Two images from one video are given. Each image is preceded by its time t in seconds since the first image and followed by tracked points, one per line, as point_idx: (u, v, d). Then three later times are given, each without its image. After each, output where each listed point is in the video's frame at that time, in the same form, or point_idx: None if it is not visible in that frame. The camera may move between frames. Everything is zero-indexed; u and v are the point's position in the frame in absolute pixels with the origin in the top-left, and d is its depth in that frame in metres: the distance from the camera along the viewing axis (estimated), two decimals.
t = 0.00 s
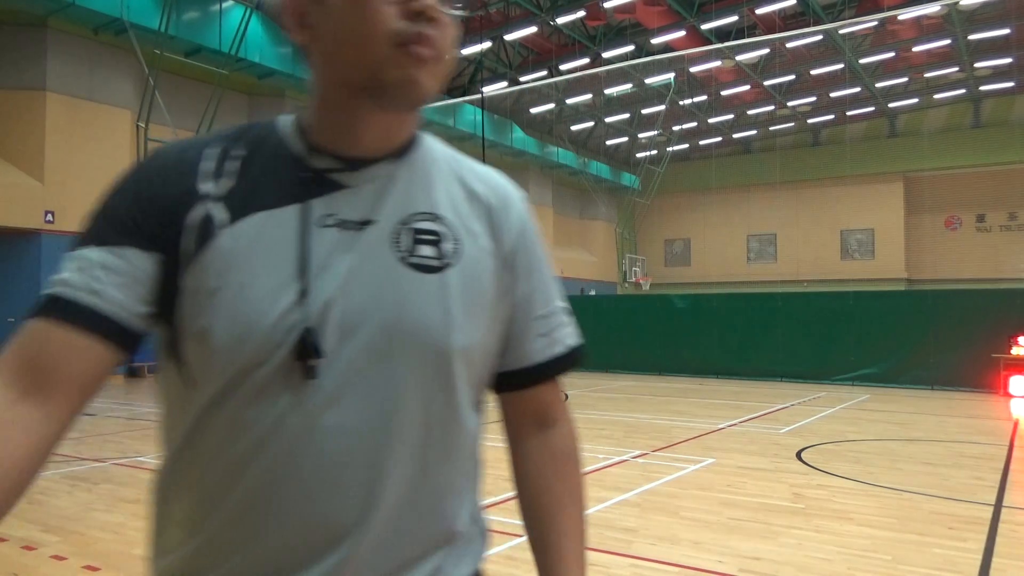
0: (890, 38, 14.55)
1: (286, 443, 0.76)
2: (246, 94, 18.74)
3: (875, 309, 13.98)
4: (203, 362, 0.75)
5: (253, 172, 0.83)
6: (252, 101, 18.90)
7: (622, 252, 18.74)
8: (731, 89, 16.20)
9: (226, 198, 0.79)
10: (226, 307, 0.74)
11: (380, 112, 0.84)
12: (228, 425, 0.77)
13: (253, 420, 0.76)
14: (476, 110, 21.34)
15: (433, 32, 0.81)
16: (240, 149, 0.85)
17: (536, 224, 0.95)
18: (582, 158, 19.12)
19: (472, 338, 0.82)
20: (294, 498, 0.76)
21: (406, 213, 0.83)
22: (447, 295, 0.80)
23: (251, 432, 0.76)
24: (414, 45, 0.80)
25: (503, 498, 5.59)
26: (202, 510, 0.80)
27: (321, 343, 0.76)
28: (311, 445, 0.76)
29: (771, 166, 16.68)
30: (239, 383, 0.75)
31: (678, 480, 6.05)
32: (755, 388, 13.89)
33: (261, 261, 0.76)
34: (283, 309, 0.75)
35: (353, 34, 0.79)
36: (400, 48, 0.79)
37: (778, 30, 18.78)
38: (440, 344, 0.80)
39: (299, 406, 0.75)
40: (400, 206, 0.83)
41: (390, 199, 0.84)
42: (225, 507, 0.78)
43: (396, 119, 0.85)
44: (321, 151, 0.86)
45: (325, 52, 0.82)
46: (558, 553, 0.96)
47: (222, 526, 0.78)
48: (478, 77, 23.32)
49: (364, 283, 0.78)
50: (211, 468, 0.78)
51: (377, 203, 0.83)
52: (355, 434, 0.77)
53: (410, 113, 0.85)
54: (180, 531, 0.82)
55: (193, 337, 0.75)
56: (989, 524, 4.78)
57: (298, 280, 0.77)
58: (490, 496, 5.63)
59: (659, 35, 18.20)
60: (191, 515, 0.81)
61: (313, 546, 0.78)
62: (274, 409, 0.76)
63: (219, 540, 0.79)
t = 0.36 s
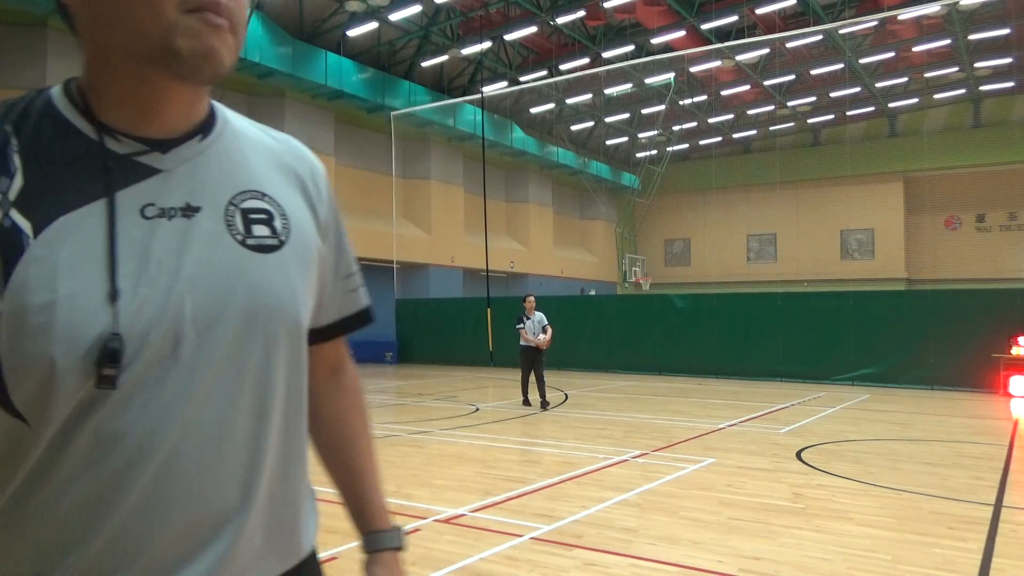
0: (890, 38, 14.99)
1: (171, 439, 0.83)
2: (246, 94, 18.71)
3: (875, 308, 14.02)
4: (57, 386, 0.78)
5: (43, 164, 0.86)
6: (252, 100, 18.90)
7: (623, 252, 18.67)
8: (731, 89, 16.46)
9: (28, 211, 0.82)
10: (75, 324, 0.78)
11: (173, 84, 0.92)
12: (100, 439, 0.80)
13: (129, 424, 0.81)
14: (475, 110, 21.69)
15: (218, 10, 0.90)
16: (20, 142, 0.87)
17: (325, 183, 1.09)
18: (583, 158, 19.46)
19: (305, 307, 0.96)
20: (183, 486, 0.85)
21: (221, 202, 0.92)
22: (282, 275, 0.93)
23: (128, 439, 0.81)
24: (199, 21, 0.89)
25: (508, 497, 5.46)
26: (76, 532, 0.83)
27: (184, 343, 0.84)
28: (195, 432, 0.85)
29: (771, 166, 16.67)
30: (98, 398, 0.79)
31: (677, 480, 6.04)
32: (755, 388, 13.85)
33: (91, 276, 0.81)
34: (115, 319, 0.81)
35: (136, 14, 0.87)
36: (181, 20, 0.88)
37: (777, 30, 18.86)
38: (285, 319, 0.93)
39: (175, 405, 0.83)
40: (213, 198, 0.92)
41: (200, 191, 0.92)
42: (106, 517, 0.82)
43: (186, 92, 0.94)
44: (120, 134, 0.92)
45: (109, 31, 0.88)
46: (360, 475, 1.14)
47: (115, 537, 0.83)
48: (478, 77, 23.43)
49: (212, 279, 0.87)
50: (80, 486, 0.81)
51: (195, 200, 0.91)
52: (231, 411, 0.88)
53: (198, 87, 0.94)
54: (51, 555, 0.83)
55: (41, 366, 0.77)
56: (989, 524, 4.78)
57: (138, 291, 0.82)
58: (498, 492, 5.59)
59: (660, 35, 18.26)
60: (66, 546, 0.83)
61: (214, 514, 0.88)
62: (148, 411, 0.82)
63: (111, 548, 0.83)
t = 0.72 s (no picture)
0: (890, 38, 15.16)
1: (146, 438, 0.84)
2: (246, 93, 18.70)
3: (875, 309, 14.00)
4: (39, 387, 0.77)
5: (19, 167, 0.85)
6: (252, 100, 18.90)
7: (623, 252, 18.63)
8: (731, 89, 16.58)
9: (17, 214, 0.81)
10: (62, 323, 0.78)
11: (149, 101, 0.92)
12: (77, 436, 0.80)
13: (112, 423, 0.81)
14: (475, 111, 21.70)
15: (202, 39, 0.92)
16: None
17: (241, 186, 1.12)
18: (582, 157, 19.56)
19: (244, 316, 1.00)
20: (154, 481, 0.86)
21: (172, 213, 0.94)
22: (226, 281, 0.96)
23: (106, 436, 0.81)
24: (187, 50, 0.90)
25: (508, 497, 5.46)
26: (40, 535, 0.81)
27: (155, 345, 0.85)
28: (163, 431, 0.86)
29: (771, 166, 16.61)
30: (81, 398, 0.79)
31: (677, 480, 6.04)
32: (754, 388, 13.84)
33: (71, 280, 0.80)
34: (92, 319, 0.80)
35: (128, 39, 0.86)
36: (175, 45, 0.88)
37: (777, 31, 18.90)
38: (228, 325, 0.95)
39: (147, 404, 0.84)
40: (166, 209, 0.94)
41: (157, 201, 0.93)
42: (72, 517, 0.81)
43: (156, 109, 0.94)
44: (92, 144, 0.91)
45: (89, 47, 0.86)
46: (256, 479, 1.13)
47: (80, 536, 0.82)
48: (478, 77, 23.48)
49: (171, 284, 0.88)
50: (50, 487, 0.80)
51: (155, 211, 0.92)
52: (191, 410, 0.90)
53: (172, 106, 0.95)
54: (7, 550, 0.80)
55: (33, 363, 0.76)
56: (988, 524, 4.78)
57: (114, 294, 0.83)
58: (499, 492, 5.60)
59: (659, 36, 18.26)
60: (28, 544, 0.80)
61: (167, 511, 0.89)
62: (127, 410, 0.82)
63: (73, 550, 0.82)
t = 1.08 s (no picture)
0: (891, 38, 15.13)
1: (116, 434, 0.89)
2: (246, 93, 18.69)
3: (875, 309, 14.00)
4: (44, 371, 0.81)
5: (32, 177, 0.88)
6: (252, 100, 18.90)
7: (623, 253, 18.94)
8: (731, 89, 16.58)
9: (35, 222, 0.84)
10: (69, 321, 0.83)
11: (129, 148, 1.02)
12: (54, 428, 0.83)
13: (102, 414, 0.88)
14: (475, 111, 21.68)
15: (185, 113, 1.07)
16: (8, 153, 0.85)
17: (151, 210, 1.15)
18: (583, 157, 19.65)
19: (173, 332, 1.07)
20: (126, 464, 0.92)
21: (128, 240, 1.00)
22: (163, 302, 1.03)
23: (84, 425, 0.86)
24: (180, 121, 1.05)
25: (508, 497, 5.47)
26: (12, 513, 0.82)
27: (122, 345, 0.91)
28: (129, 429, 0.92)
29: (772, 166, 16.64)
30: (87, 390, 0.86)
31: (678, 480, 6.05)
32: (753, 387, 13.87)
33: (78, 285, 0.86)
34: (97, 321, 0.87)
35: (150, 101, 0.98)
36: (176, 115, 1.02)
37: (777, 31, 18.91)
38: (167, 340, 1.02)
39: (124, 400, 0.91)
40: (125, 235, 1.00)
41: (119, 228, 0.99)
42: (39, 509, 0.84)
43: (126, 156, 1.03)
44: (80, 175, 0.96)
45: (109, 98, 0.96)
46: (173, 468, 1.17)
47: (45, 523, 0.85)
48: (478, 77, 23.51)
49: (129, 296, 0.94)
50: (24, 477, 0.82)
51: (118, 236, 0.98)
52: (149, 411, 0.96)
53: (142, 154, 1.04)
54: None
55: (36, 353, 0.80)
56: (989, 524, 4.79)
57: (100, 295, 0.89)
58: (499, 492, 5.60)
59: (659, 36, 18.26)
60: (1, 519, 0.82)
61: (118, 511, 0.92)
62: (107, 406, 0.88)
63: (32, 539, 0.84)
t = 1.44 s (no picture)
0: (890, 38, 15.10)
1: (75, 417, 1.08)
2: (245, 93, 18.69)
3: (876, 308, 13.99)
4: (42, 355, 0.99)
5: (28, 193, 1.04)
6: (253, 100, 18.87)
7: (623, 253, 19.11)
8: (731, 89, 16.52)
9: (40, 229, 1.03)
10: (56, 321, 1.00)
11: (67, 170, 1.14)
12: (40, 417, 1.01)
13: (85, 394, 1.08)
14: (475, 111, 21.66)
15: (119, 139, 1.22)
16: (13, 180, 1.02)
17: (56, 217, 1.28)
18: (583, 158, 19.69)
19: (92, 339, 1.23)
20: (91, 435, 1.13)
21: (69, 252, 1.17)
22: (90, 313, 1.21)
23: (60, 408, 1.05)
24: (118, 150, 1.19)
25: (508, 497, 5.47)
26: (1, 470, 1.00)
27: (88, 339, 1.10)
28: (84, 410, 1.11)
29: (772, 166, 16.63)
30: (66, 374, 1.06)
31: (678, 480, 6.05)
32: (754, 387, 13.87)
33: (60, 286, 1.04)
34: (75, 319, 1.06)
35: (100, 130, 1.12)
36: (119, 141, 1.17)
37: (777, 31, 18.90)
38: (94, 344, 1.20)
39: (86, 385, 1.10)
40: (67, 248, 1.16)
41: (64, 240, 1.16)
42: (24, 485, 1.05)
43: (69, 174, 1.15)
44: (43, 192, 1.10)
45: (68, 128, 1.10)
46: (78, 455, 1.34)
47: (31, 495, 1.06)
48: (478, 77, 23.55)
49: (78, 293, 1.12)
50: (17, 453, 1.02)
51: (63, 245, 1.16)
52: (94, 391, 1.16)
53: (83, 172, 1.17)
54: None
55: (40, 343, 0.98)
56: (989, 524, 4.79)
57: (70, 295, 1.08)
58: (499, 492, 5.61)
59: (659, 36, 18.23)
60: None
61: (73, 480, 1.13)
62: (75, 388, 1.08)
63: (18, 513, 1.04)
